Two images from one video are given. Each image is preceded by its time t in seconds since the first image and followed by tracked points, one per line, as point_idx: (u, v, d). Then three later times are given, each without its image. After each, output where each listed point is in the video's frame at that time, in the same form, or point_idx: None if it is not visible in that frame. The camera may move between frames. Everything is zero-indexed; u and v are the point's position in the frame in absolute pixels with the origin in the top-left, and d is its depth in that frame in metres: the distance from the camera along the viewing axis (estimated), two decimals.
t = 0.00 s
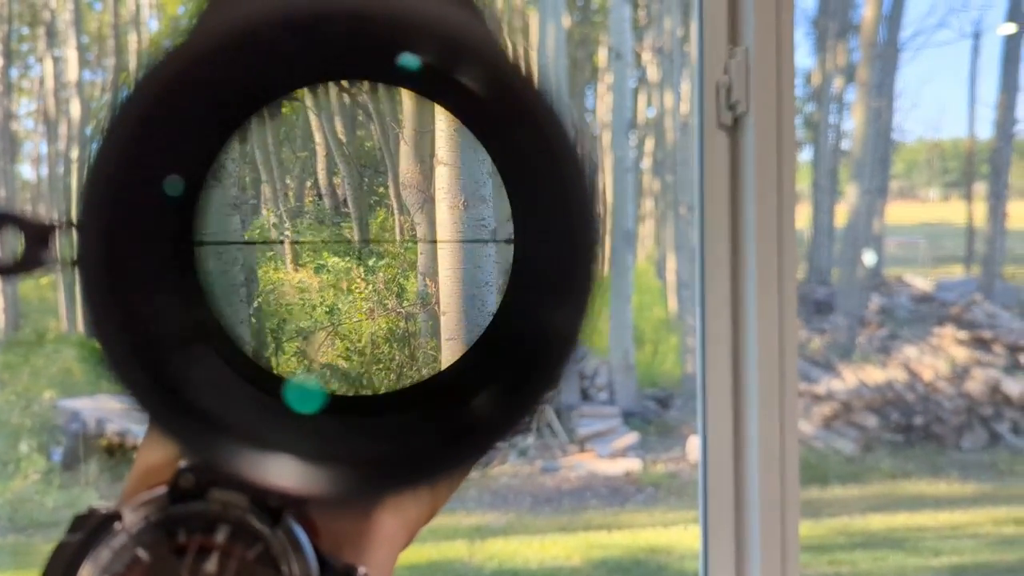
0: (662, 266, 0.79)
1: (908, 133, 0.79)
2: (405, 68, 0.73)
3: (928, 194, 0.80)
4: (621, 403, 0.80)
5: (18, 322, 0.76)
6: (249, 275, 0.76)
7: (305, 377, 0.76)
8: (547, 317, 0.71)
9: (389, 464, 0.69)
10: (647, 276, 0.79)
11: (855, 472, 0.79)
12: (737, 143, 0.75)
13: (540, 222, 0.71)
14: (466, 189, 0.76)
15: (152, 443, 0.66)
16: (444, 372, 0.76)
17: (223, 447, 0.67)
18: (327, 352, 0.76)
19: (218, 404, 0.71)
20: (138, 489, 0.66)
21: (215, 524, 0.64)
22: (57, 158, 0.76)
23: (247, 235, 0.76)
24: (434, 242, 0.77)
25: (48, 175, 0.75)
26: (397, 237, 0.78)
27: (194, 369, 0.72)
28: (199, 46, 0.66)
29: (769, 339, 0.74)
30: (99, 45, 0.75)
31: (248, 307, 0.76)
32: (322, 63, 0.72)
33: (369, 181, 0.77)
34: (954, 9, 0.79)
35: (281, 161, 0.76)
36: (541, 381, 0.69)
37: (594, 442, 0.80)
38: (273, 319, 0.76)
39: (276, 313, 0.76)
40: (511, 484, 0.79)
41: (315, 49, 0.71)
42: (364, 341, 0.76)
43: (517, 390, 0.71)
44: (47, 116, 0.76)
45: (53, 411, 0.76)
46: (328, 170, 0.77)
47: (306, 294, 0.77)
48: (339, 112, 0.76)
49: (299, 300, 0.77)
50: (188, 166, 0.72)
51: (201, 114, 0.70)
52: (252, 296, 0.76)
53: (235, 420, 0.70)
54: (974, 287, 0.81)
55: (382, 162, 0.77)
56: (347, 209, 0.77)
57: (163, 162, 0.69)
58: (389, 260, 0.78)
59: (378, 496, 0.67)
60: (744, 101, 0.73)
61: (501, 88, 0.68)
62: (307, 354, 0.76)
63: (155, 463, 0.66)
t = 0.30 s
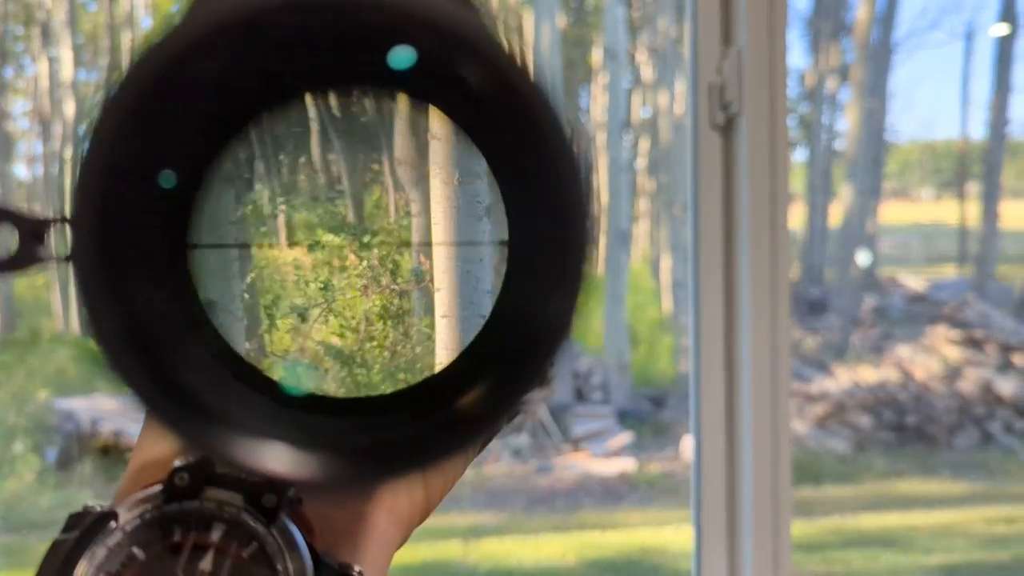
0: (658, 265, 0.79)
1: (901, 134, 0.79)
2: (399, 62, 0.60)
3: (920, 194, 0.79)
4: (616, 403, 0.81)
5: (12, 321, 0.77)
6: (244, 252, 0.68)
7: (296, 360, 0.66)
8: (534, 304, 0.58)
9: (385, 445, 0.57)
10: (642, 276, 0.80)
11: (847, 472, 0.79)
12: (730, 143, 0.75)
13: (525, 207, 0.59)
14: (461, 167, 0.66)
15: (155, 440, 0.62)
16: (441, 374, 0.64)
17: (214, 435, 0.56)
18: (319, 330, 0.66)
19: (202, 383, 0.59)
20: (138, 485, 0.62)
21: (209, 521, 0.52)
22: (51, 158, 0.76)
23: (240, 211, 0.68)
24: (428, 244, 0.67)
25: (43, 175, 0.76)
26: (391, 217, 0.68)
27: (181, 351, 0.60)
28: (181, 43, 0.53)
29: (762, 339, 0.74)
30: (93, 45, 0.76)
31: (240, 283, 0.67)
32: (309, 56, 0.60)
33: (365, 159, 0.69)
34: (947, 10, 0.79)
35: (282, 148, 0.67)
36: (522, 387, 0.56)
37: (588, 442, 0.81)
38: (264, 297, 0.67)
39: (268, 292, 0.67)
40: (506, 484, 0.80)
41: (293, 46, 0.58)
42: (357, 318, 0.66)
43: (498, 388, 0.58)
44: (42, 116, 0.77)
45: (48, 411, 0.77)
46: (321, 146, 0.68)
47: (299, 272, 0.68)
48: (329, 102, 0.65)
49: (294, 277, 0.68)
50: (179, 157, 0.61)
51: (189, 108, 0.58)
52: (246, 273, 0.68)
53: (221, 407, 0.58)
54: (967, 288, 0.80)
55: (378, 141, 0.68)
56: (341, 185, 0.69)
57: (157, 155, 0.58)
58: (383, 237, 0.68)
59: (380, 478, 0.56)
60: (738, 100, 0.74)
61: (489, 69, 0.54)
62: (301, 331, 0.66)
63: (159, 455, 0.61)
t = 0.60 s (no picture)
0: (654, 266, 0.80)
1: (897, 134, 0.79)
2: (407, 63, 0.63)
3: (916, 194, 0.79)
4: (612, 403, 0.81)
5: (8, 321, 0.77)
6: (240, 266, 0.69)
7: (295, 367, 0.67)
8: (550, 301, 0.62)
9: (396, 444, 0.61)
10: (638, 276, 0.80)
11: (843, 471, 0.79)
12: (722, 143, 0.75)
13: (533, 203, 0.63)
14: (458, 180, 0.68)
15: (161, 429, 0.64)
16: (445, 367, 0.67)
17: (226, 432, 0.59)
18: (317, 341, 0.68)
19: (213, 377, 0.62)
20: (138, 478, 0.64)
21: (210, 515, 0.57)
22: (47, 158, 0.76)
23: (239, 224, 0.69)
24: (423, 241, 0.70)
25: (39, 175, 0.76)
26: (387, 228, 0.70)
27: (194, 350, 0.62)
28: (197, 39, 0.56)
29: (753, 337, 0.74)
30: (88, 45, 0.76)
31: (237, 296, 0.68)
32: (332, 61, 0.64)
33: (360, 171, 0.71)
34: (942, 10, 0.79)
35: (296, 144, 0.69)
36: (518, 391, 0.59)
37: (585, 442, 0.81)
38: (261, 309, 0.68)
39: (264, 303, 0.68)
40: (502, 484, 0.80)
41: (321, 59, 0.63)
42: (354, 330, 0.68)
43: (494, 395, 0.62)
44: (37, 115, 0.77)
45: (43, 412, 0.77)
46: (318, 159, 0.71)
47: (295, 283, 0.69)
48: (326, 103, 0.68)
49: (290, 289, 0.69)
50: (185, 152, 0.63)
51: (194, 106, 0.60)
52: (242, 287, 0.68)
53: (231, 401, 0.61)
54: (963, 288, 0.81)
55: (373, 154, 0.71)
56: (337, 196, 0.71)
57: (155, 154, 0.59)
58: (379, 247, 0.70)
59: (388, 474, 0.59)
60: (730, 100, 0.74)
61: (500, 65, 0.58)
62: (298, 343, 0.68)
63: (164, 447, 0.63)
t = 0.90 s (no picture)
0: (652, 269, 0.80)
1: (894, 137, 0.79)
2: (404, 54, 0.55)
3: (913, 196, 0.80)
4: (610, 405, 0.81)
5: (6, 323, 0.77)
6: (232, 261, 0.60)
7: (291, 360, 0.59)
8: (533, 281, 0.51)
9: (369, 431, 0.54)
10: (636, 279, 0.80)
11: (840, 473, 0.80)
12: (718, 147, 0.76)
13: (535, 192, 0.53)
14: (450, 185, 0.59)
15: (161, 425, 0.59)
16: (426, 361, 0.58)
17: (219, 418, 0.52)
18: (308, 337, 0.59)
19: (213, 366, 0.54)
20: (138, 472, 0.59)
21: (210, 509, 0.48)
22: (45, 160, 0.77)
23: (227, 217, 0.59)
24: (416, 243, 0.59)
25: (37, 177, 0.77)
26: (379, 223, 0.60)
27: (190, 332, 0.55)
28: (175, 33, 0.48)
29: (749, 343, 0.74)
30: (85, 47, 0.77)
31: (228, 289, 0.59)
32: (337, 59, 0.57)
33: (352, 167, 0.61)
34: (939, 13, 0.78)
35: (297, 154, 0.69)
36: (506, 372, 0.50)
37: (583, 445, 0.81)
38: (252, 304, 0.60)
39: (256, 298, 0.60)
40: (500, 486, 0.80)
41: (303, 45, 0.55)
42: (347, 325, 0.59)
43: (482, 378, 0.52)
44: (35, 118, 0.78)
45: (41, 415, 0.78)
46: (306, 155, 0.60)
47: (288, 277, 0.60)
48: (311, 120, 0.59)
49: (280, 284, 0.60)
50: (195, 142, 0.57)
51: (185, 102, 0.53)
52: (233, 280, 0.60)
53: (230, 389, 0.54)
54: (960, 291, 0.80)
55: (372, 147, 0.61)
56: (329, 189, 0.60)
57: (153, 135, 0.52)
58: (373, 243, 0.60)
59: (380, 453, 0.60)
60: (726, 105, 0.74)
61: (477, 38, 0.49)
62: (291, 337, 0.60)
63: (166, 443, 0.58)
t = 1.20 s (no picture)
0: (649, 270, 0.80)
1: (891, 138, 0.79)
2: (388, 57, 0.57)
3: (911, 198, 0.80)
4: (608, 407, 0.81)
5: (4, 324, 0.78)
6: (245, 283, 0.63)
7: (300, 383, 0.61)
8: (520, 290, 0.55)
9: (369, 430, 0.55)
10: (633, 280, 0.80)
11: (839, 475, 0.80)
12: (715, 149, 0.76)
13: (525, 220, 0.55)
14: (460, 196, 0.62)
15: (150, 431, 0.59)
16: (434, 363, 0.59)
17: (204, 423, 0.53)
18: (321, 358, 0.61)
19: (198, 372, 0.56)
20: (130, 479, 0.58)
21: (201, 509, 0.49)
22: (43, 161, 0.79)
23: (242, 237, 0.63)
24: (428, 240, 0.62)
25: (36, 179, 0.79)
26: (393, 245, 0.64)
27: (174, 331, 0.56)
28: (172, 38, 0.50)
29: (746, 345, 0.74)
30: (83, 47, 0.79)
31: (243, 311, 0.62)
32: (316, 55, 0.57)
33: (366, 186, 0.65)
34: (936, 15, 0.78)
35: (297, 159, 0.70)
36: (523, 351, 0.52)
37: (580, 447, 0.82)
38: (267, 326, 0.62)
39: (269, 320, 0.62)
40: (499, 488, 0.81)
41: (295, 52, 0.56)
42: (359, 345, 0.62)
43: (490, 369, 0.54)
44: (33, 120, 0.80)
45: (39, 417, 0.79)
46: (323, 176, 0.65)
47: (301, 299, 0.63)
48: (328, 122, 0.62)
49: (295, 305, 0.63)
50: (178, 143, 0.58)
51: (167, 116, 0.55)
52: (246, 303, 0.62)
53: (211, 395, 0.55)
54: (958, 293, 0.80)
55: (377, 169, 0.65)
56: (343, 215, 0.65)
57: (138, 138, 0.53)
58: (385, 264, 0.63)
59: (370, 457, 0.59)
60: (722, 107, 0.74)
61: (449, 38, 0.51)
62: (303, 360, 0.62)
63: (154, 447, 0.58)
